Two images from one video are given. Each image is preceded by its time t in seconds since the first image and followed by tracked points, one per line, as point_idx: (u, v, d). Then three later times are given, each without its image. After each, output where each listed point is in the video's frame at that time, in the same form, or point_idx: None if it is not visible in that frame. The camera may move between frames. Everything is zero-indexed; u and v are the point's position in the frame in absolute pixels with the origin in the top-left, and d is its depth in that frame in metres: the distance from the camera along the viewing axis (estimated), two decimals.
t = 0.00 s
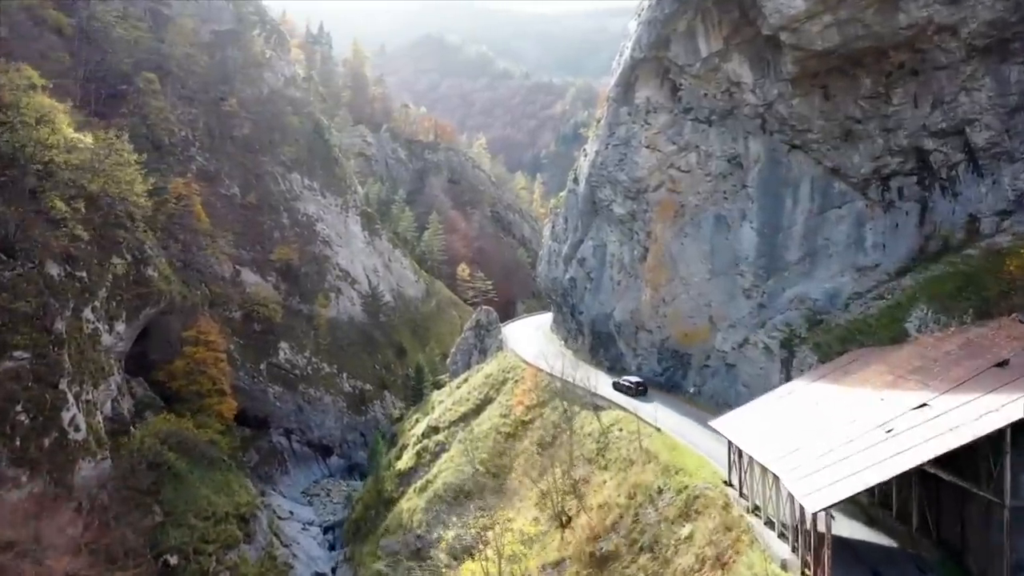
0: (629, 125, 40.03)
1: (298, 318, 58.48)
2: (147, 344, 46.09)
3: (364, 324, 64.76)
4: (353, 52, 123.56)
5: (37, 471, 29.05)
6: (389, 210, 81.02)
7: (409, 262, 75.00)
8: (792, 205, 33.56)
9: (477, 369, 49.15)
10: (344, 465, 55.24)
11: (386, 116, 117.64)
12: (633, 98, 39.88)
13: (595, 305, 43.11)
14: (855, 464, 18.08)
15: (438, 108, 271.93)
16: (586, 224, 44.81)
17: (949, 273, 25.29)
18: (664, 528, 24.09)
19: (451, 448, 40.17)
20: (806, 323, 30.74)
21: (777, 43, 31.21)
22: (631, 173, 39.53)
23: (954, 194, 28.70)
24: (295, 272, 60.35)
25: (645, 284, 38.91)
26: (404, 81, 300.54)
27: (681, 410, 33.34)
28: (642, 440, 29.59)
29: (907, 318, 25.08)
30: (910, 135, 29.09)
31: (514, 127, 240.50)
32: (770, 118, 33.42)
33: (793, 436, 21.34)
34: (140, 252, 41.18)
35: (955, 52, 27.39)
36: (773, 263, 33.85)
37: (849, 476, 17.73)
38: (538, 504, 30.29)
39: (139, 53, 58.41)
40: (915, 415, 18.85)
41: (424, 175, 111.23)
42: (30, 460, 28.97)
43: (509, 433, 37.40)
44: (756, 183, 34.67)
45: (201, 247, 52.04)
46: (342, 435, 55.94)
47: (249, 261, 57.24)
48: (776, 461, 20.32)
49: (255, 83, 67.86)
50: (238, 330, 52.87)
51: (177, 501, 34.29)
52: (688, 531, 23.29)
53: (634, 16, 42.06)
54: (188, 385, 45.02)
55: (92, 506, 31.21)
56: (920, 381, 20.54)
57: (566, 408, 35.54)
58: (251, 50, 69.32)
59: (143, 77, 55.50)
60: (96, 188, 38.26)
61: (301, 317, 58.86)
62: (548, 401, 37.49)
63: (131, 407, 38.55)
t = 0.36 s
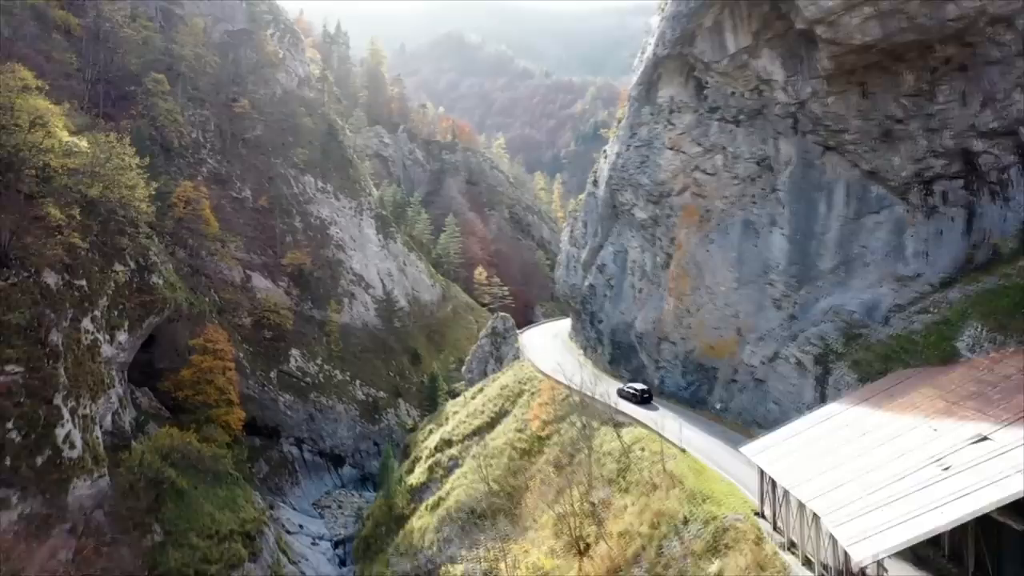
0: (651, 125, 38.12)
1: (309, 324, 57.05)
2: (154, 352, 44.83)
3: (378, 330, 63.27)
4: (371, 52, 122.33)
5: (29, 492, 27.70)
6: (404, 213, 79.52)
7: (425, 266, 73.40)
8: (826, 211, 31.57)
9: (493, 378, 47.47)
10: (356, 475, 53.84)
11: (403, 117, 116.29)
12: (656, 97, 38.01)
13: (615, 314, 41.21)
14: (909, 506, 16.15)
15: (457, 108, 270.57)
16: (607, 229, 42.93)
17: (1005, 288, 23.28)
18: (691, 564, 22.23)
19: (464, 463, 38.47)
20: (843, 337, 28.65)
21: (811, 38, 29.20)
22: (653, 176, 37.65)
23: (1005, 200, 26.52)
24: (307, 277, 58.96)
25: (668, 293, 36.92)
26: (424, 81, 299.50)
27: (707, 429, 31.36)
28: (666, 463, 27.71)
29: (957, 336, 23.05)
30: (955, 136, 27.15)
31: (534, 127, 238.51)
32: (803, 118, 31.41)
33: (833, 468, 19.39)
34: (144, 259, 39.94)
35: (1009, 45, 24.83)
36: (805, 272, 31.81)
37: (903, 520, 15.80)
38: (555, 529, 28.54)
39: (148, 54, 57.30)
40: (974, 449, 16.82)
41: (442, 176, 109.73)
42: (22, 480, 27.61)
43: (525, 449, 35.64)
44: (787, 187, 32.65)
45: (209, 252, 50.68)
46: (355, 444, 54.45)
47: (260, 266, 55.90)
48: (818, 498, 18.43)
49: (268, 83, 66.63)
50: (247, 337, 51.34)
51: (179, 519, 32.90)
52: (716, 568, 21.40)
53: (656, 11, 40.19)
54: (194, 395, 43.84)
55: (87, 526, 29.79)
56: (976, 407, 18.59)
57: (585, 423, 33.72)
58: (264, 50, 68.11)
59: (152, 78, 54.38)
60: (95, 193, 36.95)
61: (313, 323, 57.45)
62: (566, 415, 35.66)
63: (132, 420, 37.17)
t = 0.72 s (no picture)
0: (666, 126, 36.28)
1: (312, 330, 55.51)
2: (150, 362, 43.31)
3: (384, 336, 61.68)
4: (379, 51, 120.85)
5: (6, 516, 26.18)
6: (411, 215, 77.88)
7: (432, 269, 71.74)
8: (854, 217, 29.63)
9: (500, 388, 45.74)
10: (360, 485, 52.35)
11: (412, 117, 114.74)
12: (671, 96, 36.15)
13: (628, 323, 39.38)
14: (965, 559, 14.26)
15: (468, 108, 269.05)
16: (619, 234, 41.11)
17: None
18: None
19: (470, 480, 36.74)
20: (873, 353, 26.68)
21: (839, 32, 27.28)
22: (669, 180, 35.79)
23: None
24: (311, 282, 57.39)
25: (684, 303, 35.03)
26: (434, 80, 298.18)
27: (725, 449, 29.55)
28: (683, 488, 25.87)
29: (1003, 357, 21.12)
30: (996, 138, 24.90)
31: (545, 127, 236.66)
32: (829, 118, 29.51)
33: (871, 505, 17.53)
34: (138, 265, 38.45)
35: None
36: (831, 282, 29.89)
37: None
38: (563, 557, 26.75)
39: (148, 54, 55.85)
40: None
41: (451, 177, 108.12)
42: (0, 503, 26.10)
43: (533, 467, 33.85)
44: (811, 192, 30.76)
45: (208, 257, 49.13)
46: (359, 454, 52.86)
47: (262, 271, 54.39)
48: (857, 543, 16.47)
49: (272, 83, 65.13)
50: (248, 344, 49.80)
51: (169, 540, 31.37)
52: None
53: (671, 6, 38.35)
54: (190, 407, 42.28)
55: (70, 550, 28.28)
56: None
57: (595, 440, 31.95)
58: (268, 49, 66.60)
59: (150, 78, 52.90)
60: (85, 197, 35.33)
61: (316, 330, 55.88)
62: (576, 431, 33.83)
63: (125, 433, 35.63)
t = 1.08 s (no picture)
0: (680, 126, 34.35)
1: (313, 338, 53.92)
2: (144, 372, 41.82)
3: (387, 342, 60.03)
4: (386, 50, 119.21)
5: None
6: (417, 217, 76.25)
7: (438, 273, 70.12)
8: (881, 223, 27.68)
9: (506, 400, 44.07)
10: (362, 497, 51.21)
11: (419, 118, 113.09)
12: (685, 96, 34.30)
13: (639, 333, 37.54)
14: None
15: (476, 108, 267.50)
16: (630, 240, 39.27)
17: None
18: None
19: (473, 499, 34.99)
20: (904, 371, 24.83)
21: (867, 26, 25.44)
22: (682, 183, 33.89)
23: None
24: (312, 288, 55.83)
25: (698, 314, 33.04)
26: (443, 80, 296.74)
27: (743, 471, 27.66)
28: (699, 516, 24.04)
29: None
30: None
31: (554, 126, 234.82)
32: (856, 118, 27.66)
33: (910, 550, 15.72)
34: (129, 272, 36.97)
35: None
36: (856, 293, 27.98)
37: None
38: None
39: (145, 53, 54.36)
40: None
41: (458, 178, 106.47)
42: None
43: (538, 487, 32.07)
44: (835, 198, 28.88)
45: (205, 262, 47.62)
46: (360, 465, 51.31)
47: (261, 276, 52.84)
48: None
49: (273, 82, 63.57)
50: (245, 353, 48.18)
51: (155, 564, 29.80)
52: None
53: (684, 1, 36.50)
54: (184, 419, 40.66)
55: None
56: None
57: (604, 459, 30.13)
58: (270, 48, 65.03)
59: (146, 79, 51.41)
60: (70, 203, 33.82)
61: (318, 337, 54.30)
62: (584, 449, 32.02)
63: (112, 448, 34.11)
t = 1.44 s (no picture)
0: (691, 127, 32.47)
1: (310, 345, 52.21)
2: (132, 384, 40.28)
3: (386, 350, 58.29)
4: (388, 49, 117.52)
5: None
6: (418, 220, 74.55)
7: (439, 277, 68.39)
8: (908, 232, 25.70)
9: (508, 413, 42.31)
10: (359, 510, 49.43)
11: (422, 118, 111.37)
12: (696, 95, 32.40)
13: (648, 345, 35.70)
14: None
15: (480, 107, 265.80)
16: (638, 247, 37.42)
17: None
18: None
19: (472, 520, 33.23)
20: (936, 393, 22.98)
21: (897, 19, 23.73)
22: (693, 188, 31.98)
23: None
24: (308, 293, 54.16)
25: (710, 326, 31.15)
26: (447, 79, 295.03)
27: (761, 498, 25.79)
28: (714, 550, 22.18)
29: None
30: None
31: (559, 126, 232.97)
32: (882, 118, 25.82)
33: None
34: (113, 279, 35.32)
35: None
36: (881, 306, 26.08)
37: None
38: None
39: (136, 52, 52.75)
40: None
41: (461, 179, 104.77)
42: None
43: (540, 509, 30.28)
44: (857, 204, 26.99)
45: (195, 268, 46.00)
46: (358, 477, 49.62)
47: (256, 282, 51.16)
48: None
49: (270, 82, 61.88)
50: (237, 362, 46.50)
51: None
52: None
53: None
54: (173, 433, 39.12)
55: None
56: None
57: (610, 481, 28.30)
58: (266, 46, 63.33)
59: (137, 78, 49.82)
60: (47, 207, 32.12)
61: (314, 344, 52.58)
62: (590, 469, 30.18)
63: (93, 465, 32.47)
